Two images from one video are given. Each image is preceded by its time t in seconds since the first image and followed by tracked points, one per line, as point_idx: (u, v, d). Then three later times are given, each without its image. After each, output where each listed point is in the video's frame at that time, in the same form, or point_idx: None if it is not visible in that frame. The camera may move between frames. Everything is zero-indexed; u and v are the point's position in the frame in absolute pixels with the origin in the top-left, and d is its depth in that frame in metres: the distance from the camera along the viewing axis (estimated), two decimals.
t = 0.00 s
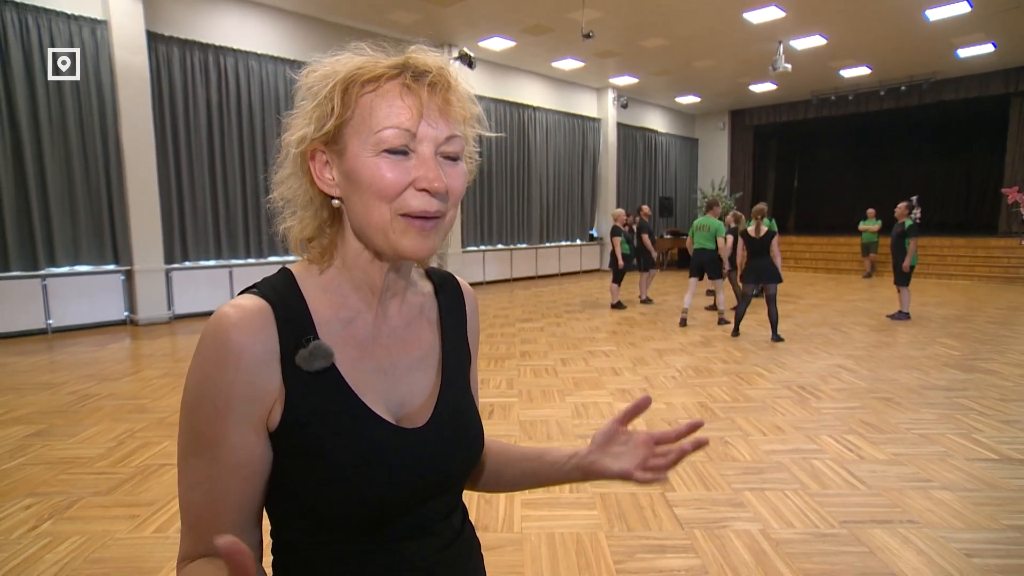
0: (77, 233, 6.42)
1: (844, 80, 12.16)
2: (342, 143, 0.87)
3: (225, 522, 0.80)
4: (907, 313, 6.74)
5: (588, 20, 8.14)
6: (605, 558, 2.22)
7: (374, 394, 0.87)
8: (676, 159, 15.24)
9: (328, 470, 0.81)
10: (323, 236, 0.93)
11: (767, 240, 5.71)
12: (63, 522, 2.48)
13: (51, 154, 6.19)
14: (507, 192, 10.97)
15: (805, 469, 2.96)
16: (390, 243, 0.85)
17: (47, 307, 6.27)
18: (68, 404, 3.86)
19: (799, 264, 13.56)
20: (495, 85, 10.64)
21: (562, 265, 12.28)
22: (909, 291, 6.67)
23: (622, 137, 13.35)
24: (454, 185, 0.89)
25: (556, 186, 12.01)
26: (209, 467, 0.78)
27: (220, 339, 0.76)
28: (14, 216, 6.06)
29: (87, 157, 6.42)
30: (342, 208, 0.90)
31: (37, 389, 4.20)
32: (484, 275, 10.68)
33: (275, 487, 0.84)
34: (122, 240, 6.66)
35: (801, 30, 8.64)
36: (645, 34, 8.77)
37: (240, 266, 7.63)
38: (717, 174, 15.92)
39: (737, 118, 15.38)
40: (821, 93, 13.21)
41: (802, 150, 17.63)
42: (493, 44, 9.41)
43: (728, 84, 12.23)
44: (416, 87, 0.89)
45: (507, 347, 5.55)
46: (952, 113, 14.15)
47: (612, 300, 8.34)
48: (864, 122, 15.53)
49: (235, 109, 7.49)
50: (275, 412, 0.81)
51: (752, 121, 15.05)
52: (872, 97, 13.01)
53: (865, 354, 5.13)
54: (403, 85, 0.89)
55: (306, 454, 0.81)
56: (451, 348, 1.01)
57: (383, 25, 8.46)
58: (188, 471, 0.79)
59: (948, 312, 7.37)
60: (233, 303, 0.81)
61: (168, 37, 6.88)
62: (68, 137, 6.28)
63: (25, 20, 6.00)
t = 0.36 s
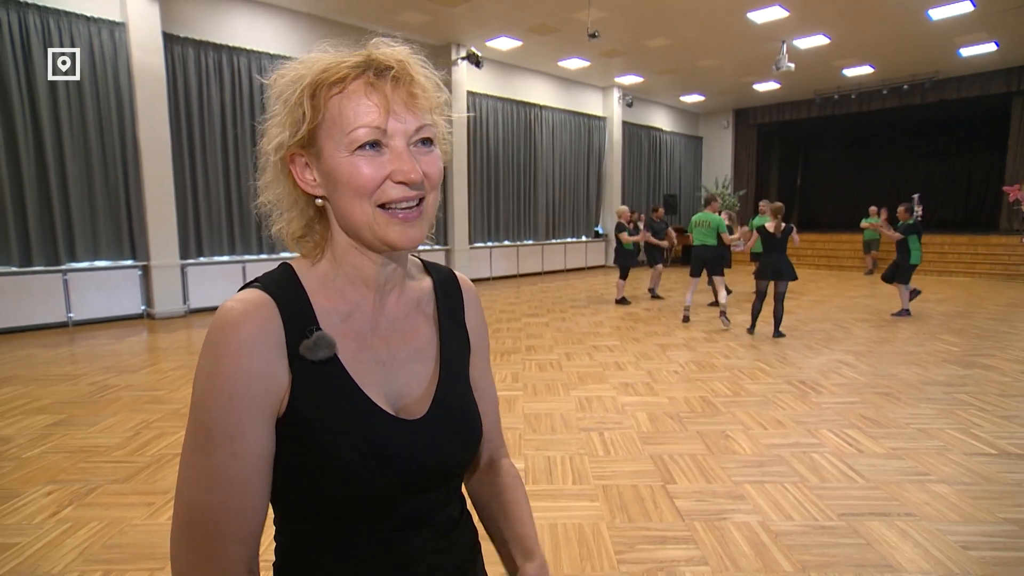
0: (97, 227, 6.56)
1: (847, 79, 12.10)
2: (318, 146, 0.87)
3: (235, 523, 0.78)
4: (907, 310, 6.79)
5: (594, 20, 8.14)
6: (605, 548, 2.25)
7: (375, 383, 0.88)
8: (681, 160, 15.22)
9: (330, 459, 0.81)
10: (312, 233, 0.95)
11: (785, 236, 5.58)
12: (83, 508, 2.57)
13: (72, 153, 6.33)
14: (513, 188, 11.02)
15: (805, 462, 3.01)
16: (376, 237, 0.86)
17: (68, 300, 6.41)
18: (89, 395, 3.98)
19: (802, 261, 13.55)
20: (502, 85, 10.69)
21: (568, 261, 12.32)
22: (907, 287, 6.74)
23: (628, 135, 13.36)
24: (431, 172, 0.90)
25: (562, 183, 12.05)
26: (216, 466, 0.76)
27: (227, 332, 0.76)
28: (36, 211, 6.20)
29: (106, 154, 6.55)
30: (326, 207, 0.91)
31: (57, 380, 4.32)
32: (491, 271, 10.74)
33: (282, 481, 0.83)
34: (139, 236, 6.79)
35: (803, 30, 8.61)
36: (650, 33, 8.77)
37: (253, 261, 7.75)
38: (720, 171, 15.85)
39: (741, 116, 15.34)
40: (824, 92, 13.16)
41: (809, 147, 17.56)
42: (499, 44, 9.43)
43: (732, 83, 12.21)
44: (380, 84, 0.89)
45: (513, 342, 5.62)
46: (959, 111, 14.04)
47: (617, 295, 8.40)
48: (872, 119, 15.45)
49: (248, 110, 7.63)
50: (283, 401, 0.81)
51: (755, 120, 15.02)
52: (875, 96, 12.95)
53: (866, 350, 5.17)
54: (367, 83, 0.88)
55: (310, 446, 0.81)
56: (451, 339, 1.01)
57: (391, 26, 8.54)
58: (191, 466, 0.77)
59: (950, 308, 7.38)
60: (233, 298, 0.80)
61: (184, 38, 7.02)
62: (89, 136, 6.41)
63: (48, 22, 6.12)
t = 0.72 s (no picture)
0: (111, 224, 6.65)
1: (849, 79, 12.07)
2: (312, 142, 0.86)
3: (246, 519, 0.79)
4: (906, 306, 6.82)
5: (598, 20, 8.15)
6: (606, 541, 2.30)
7: (368, 378, 0.88)
8: (683, 157, 15.22)
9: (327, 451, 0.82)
10: (306, 232, 0.94)
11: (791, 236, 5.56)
12: (98, 499, 2.64)
13: (87, 152, 6.43)
14: (518, 186, 11.05)
15: (804, 457, 3.05)
16: (369, 233, 0.85)
17: (83, 298, 6.51)
18: (103, 389, 4.07)
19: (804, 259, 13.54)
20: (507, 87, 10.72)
21: (572, 259, 12.36)
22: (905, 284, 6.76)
23: (631, 134, 13.36)
24: (424, 169, 0.88)
25: (566, 181, 12.08)
26: (222, 462, 0.77)
27: (224, 327, 0.77)
28: (52, 209, 6.29)
29: (119, 155, 6.64)
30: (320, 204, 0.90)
31: (74, 375, 4.42)
32: (496, 268, 10.80)
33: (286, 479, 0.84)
34: (151, 234, 6.89)
35: (806, 30, 8.59)
36: (653, 34, 8.76)
37: (263, 260, 7.86)
38: (722, 170, 15.82)
39: (743, 115, 15.30)
40: (826, 91, 13.11)
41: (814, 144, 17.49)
42: (504, 45, 9.44)
43: (735, 83, 12.19)
44: (373, 80, 0.88)
45: (517, 338, 5.68)
46: (964, 109, 13.95)
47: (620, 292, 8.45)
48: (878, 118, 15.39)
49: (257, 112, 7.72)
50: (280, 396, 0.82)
51: (757, 120, 14.96)
52: (875, 95, 12.89)
53: (866, 347, 5.20)
54: (361, 79, 0.87)
55: (307, 440, 0.82)
56: (445, 335, 1.01)
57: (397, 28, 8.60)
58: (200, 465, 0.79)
59: (949, 305, 7.41)
60: (225, 296, 0.81)
61: (195, 40, 7.10)
62: (103, 137, 6.51)
63: (63, 27, 6.20)
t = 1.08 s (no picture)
0: (130, 222, 6.77)
1: (863, 78, 11.93)
2: (321, 139, 0.88)
3: (251, 518, 0.80)
4: (920, 308, 6.73)
5: (609, 21, 8.14)
6: (615, 541, 2.31)
7: (374, 380, 0.89)
8: (695, 155, 15.14)
9: (334, 451, 0.83)
10: (313, 229, 0.95)
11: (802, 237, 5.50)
12: (115, 492, 2.70)
13: (107, 151, 6.54)
14: (529, 185, 11.06)
15: (814, 459, 3.04)
16: (376, 232, 0.86)
17: (103, 294, 6.64)
18: (121, 384, 4.15)
19: (815, 259, 13.42)
20: (518, 86, 10.73)
21: (582, 259, 12.35)
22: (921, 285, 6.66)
23: (643, 133, 13.31)
24: (434, 169, 0.90)
25: (577, 181, 12.06)
26: (227, 461, 0.78)
27: (230, 327, 0.78)
28: (74, 207, 6.42)
29: (138, 154, 6.76)
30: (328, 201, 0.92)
31: (92, 371, 4.51)
32: (507, 267, 10.82)
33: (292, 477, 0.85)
34: (169, 232, 7.00)
35: (820, 30, 8.50)
36: (666, 34, 8.72)
37: (277, 259, 7.97)
38: (734, 169, 15.72)
39: (755, 115, 15.17)
40: (840, 91, 12.97)
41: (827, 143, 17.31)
42: (516, 45, 9.46)
43: (746, 82, 12.10)
44: (385, 78, 0.90)
45: (527, 337, 5.69)
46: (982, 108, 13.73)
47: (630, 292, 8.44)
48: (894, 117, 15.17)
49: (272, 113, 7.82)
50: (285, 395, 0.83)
51: (769, 120, 14.83)
52: (889, 95, 12.72)
53: (878, 348, 5.15)
54: (372, 76, 0.89)
55: (313, 440, 0.83)
56: (452, 334, 1.02)
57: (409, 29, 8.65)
58: (204, 463, 0.79)
59: (964, 306, 7.32)
60: (232, 295, 0.82)
61: (212, 42, 7.20)
62: (122, 136, 6.62)
63: (85, 31, 6.32)
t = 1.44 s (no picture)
0: (133, 220, 6.78)
1: (865, 75, 11.91)
2: (330, 134, 0.87)
3: (256, 520, 0.79)
4: (925, 306, 6.70)
5: (612, 18, 8.13)
6: (618, 539, 2.31)
7: (380, 380, 0.88)
8: (697, 153, 15.11)
9: (339, 453, 0.82)
10: (318, 227, 0.94)
11: (807, 234, 5.48)
12: (119, 490, 2.70)
13: (110, 148, 6.55)
14: (531, 184, 11.05)
15: (818, 457, 3.03)
16: (386, 230, 0.85)
17: (106, 292, 6.64)
18: (125, 382, 4.16)
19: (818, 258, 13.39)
20: (521, 84, 10.72)
21: (584, 257, 12.34)
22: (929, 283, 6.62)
23: (645, 131, 13.29)
24: (445, 164, 0.89)
25: (580, 179, 12.05)
26: (230, 464, 0.77)
27: (233, 328, 0.77)
28: (76, 205, 6.42)
29: (140, 152, 6.77)
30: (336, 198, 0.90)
31: (95, 368, 4.52)
32: (509, 265, 10.81)
33: (296, 480, 0.84)
34: (171, 230, 7.01)
35: (824, 26, 8.47)
36: (668, 31, 8.70)
37: (280, 256, 7.97)
38: (737, 167, 15.69)
39: (758, 112, 15.13)
40: (843, 88, 12.93)
41: (830, 141, 17.28)
42: (519, 42, 9.44)
43: (749, 80, 12.08)
44: (395, 71, 0.88)
45: (529, 335, 5.69)
46: (985, 106, 13.69)
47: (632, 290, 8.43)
48: (898, 115, 15.13)
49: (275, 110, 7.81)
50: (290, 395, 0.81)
51: (773, 117, 14.80)
52: (893, 92, 12.68)
53: (882, 346, 5.14)
54: (383, 70, 0.88)
55: (318, 441, 0.82)
56: (460, 334, 1.01)
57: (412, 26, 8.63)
58: (208, 465, 0.78)
59: (968, 304, 7.30)
60: (237, 294, 0.81)
61: (215, 40, 7.20)
62: (125, 133, 6.63)
63: (88, 29, 6.33)
